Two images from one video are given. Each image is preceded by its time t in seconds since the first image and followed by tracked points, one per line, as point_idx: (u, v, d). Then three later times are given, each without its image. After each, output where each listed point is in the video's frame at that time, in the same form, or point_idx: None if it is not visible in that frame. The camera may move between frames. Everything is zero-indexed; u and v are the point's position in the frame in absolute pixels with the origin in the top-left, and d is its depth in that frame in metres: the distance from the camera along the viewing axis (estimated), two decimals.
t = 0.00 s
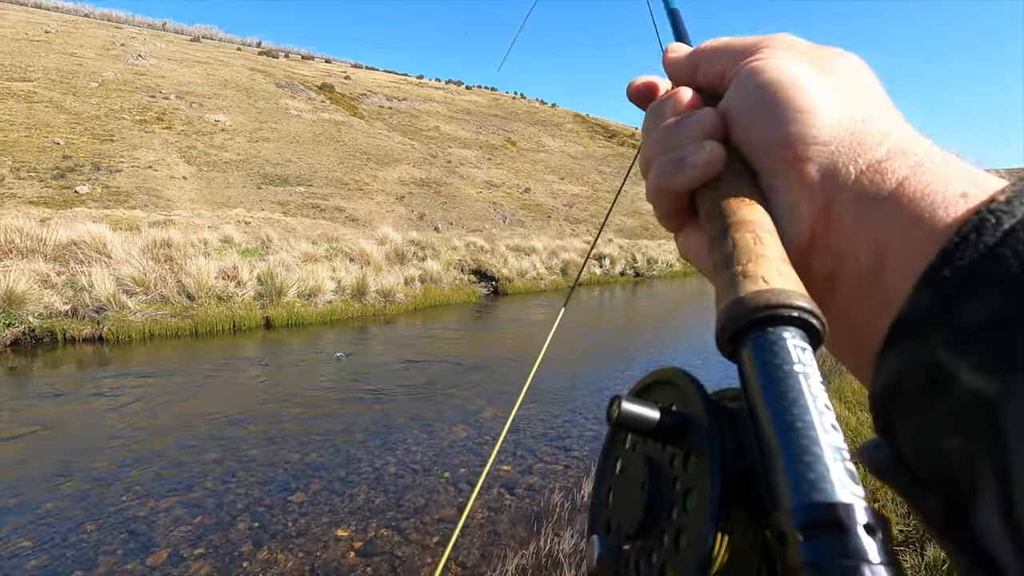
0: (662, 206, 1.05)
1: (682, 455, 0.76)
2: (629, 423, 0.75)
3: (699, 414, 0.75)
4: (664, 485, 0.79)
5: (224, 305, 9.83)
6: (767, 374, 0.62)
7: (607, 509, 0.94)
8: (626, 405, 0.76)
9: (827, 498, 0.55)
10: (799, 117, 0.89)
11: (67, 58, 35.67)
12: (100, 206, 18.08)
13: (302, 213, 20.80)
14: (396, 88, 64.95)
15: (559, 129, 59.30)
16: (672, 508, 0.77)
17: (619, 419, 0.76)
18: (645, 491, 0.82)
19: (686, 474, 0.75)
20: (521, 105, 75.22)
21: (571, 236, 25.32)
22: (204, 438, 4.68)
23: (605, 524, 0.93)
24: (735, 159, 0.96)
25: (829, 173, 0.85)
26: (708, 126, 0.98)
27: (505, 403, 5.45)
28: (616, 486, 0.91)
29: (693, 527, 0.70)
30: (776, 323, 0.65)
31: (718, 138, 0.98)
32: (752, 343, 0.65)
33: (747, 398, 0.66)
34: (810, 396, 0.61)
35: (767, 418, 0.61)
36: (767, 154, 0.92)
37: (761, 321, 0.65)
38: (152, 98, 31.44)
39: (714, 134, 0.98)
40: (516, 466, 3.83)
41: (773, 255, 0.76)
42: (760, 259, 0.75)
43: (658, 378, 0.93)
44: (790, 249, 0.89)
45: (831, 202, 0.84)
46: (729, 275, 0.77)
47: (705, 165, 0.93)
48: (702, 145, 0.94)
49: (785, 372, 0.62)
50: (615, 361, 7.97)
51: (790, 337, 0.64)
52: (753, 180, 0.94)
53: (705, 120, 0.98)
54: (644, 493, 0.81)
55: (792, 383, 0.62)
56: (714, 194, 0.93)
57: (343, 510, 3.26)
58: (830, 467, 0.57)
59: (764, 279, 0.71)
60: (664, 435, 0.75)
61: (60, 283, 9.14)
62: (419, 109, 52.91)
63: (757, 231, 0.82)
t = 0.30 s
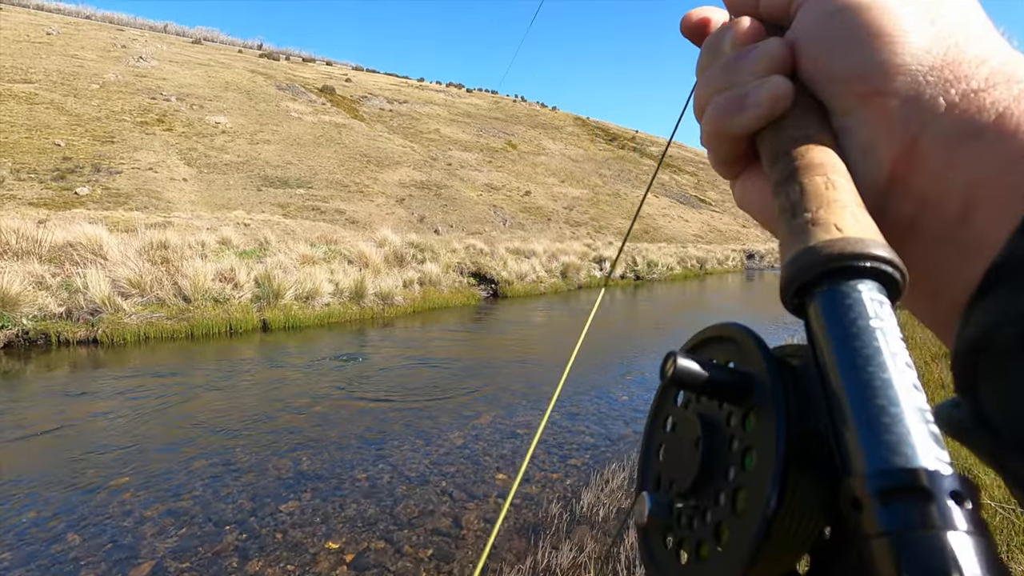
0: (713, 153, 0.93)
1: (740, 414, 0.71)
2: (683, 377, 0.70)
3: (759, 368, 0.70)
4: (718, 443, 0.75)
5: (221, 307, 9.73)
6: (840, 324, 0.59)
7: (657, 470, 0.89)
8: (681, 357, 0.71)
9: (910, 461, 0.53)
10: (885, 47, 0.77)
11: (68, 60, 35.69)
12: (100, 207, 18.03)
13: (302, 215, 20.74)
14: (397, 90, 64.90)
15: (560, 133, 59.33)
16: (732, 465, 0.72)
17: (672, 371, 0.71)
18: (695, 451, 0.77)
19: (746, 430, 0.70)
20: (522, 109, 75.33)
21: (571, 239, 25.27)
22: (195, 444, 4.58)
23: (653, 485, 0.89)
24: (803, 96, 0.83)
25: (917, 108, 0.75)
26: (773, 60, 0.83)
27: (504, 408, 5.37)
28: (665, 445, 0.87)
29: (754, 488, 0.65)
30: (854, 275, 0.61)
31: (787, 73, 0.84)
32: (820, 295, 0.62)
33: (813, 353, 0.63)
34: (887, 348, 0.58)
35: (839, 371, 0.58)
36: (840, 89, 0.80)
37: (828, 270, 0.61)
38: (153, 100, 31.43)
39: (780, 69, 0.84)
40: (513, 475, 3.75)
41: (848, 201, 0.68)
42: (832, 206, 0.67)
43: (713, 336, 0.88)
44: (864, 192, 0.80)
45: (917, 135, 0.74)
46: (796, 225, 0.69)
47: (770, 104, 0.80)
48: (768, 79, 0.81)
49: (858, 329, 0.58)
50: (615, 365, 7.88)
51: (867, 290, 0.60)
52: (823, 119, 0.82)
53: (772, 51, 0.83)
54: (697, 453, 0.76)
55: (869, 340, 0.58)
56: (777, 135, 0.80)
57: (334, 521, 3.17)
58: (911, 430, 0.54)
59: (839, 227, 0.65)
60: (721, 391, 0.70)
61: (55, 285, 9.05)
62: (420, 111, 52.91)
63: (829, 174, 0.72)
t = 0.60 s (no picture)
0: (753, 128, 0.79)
1: (781, 393, 0.69)
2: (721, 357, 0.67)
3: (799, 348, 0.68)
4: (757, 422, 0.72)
5: (213, 315, 9.60)
6: (897, 308, 0.55)
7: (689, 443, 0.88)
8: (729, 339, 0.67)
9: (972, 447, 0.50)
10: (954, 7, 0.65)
11: (65, 65, 35.58)
12: (95, 212, 17.89)
13: (298, 220, 20.69)
14: (394, 97, 64.98)
15: (556, 139, 59.48)
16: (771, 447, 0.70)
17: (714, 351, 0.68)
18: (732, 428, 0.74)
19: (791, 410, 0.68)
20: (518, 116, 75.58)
21: (568, 245, 25.27)
22: (182, 456, 4.47)
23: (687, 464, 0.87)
24: (857, 58, 0.70)
25: (985, 81, 0.64)
26: (823, 19, 0.70)
27: (500, 420, 5.26)
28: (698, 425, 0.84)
29: (796, 472, 0.64)
30: (914, 253, 0.56)
31: (840, 33, 0.71)
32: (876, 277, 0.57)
33: (862, 332, 0.59)
34: (945, 328, 0.54)
35: (891, 352, 0.55)
36: (898, 53, 0.67)
37: (890, 246, 0.56)
38: (149, 105, 31.32)
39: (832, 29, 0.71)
40: (510, 491, 3.66)
41: (907, 171, 0.60)
42: (886, 179, 0.59)
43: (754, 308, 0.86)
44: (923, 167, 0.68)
45: (984, 104, 0.64)
46: (845, 200, 0.61)
47: (822, 69, 0.68)
48: (817, 40, 0.68)
49: (916, 309, 0.54)
50: (612, 373, 7.79)
51: (925, 269, 0.55)
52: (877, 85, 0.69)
53: (821, 13, 0.70)
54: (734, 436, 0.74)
55: (930, 323, 0.54)
56: (826, 102, 0.68)
57: (324, 540, 3.07)
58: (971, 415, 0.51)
59: (896, 203, 0.57)
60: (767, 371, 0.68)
61: (44, 292, 8.90)
62: (418, 117, 52.96)
63: (884, 146, 0.63)
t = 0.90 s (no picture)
0: (789, 85, 0.82)
1: (811, 355, 0.76)
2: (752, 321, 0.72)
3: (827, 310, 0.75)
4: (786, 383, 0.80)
5: (205, 323, 9.49)
6: (935, 266, 0.55)
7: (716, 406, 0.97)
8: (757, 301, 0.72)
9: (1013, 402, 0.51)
10: None
11: (58, 72, 35.41)
12: (87, 219, 17.74)
13: (292, 227, 20.61)
14: (389, 104, 65.10)
15: (551, 146, 59.76)
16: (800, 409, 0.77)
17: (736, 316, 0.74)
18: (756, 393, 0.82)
19: (817, 371, 0.75)
20: (513, 124, 75.85)
21: (563, 252, 25.28)
22: (169, 471, 4.37)
23: (711, 426, 0.97)
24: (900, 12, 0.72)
25: None
26: None
27: (494, 433, 5.19)
28: (726, 388, 0.92)
29: (825, 432, 0.71)
30: (959, 210, 0.57)
31: None
32: (907, 239, 0.57)
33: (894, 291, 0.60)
34: (986, 286, 0.55)
35: (926, 311, 0.55)
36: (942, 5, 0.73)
37: (932, 204, 0.56)
38: (143, 112, 31.24)
39: None
40: (504, 506, 3.59)
41: (948, 130, 0.62)
42: (928, 135, 0.61)
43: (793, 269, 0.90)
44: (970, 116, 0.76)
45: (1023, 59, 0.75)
46: (885, 156, 0.63)
47: (862, 23, 0.70)
48: None
49: (957, 268, 0.55)
50: (607, 381, 7.75)
51: (962, 229, 0.56)
52: (921, 36, 0.73)
53: None
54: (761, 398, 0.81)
55: (969, 280, 0.55)
56: (866, 54, 0.70)
57: (315, 559, 2.99)
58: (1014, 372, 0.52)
59: (938, 158, 0.59)
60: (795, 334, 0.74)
61: (33, 301, 8.77)
62: (413, 124, 53.04)
63: (926, 102, 0.65)
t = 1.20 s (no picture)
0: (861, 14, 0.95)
1: (864, 285, 0.83)
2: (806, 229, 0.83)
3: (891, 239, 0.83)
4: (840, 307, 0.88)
5: (194, 332, 9.38)
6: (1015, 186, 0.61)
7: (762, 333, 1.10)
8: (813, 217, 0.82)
9: None
10: None
11: (49, 79, 35.23)
12: (78, 226, 17.59)
13: (285, 234, 20.52)
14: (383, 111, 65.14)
15: (545, 153, 59.96)
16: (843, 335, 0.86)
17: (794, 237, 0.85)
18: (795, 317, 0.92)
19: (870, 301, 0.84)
20: (507, 131, 76.09)
21: (557, 259, 25.28)
22: (154, 484, 4.28)
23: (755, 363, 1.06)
24: None
25: None
26: None
27: (486, 441, 5.14)
28: (772, 322, 1.02)
29: (877, 355, 0.76)
30: None
31: None
32: (986, 156, 0.64)
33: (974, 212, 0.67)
34: None
35: (995, 226, 0.62)
36: None
37: (1011, 121, 0.62)
38: (136, 118, 31.12)
39: None
40: (495, 517, 3.53)
41: None
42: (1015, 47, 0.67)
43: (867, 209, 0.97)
44: None
45: None
46: (969, 73, 0.68)
47: None
48: None
49: None
50: (601, 389, 7.73)
51: None
52: None
53: None
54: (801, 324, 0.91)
55: None
56: None
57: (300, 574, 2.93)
58: None
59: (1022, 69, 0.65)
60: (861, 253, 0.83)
61: (19, 309, 8.62)
62: (407, 131, 53.07)
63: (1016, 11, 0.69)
